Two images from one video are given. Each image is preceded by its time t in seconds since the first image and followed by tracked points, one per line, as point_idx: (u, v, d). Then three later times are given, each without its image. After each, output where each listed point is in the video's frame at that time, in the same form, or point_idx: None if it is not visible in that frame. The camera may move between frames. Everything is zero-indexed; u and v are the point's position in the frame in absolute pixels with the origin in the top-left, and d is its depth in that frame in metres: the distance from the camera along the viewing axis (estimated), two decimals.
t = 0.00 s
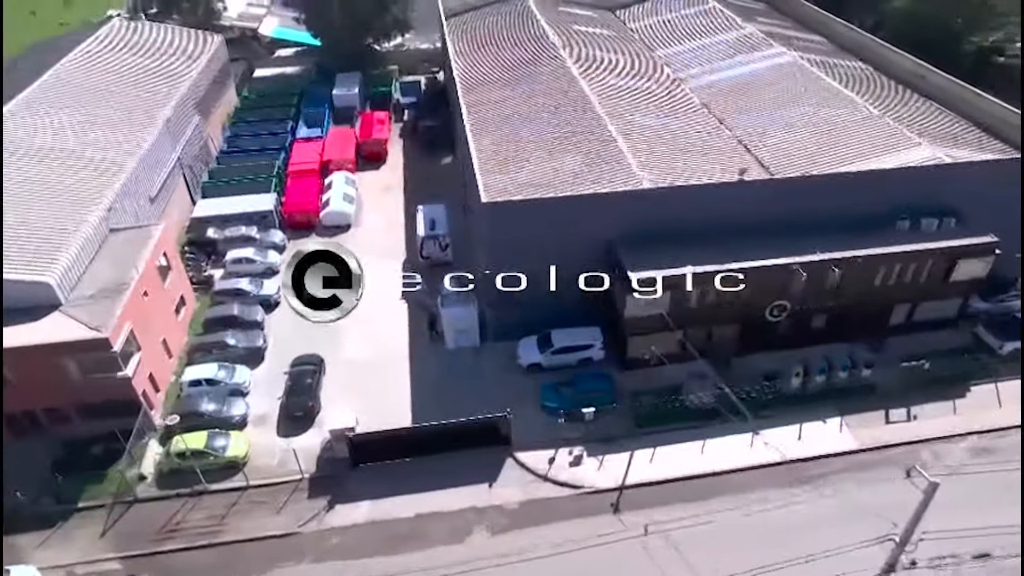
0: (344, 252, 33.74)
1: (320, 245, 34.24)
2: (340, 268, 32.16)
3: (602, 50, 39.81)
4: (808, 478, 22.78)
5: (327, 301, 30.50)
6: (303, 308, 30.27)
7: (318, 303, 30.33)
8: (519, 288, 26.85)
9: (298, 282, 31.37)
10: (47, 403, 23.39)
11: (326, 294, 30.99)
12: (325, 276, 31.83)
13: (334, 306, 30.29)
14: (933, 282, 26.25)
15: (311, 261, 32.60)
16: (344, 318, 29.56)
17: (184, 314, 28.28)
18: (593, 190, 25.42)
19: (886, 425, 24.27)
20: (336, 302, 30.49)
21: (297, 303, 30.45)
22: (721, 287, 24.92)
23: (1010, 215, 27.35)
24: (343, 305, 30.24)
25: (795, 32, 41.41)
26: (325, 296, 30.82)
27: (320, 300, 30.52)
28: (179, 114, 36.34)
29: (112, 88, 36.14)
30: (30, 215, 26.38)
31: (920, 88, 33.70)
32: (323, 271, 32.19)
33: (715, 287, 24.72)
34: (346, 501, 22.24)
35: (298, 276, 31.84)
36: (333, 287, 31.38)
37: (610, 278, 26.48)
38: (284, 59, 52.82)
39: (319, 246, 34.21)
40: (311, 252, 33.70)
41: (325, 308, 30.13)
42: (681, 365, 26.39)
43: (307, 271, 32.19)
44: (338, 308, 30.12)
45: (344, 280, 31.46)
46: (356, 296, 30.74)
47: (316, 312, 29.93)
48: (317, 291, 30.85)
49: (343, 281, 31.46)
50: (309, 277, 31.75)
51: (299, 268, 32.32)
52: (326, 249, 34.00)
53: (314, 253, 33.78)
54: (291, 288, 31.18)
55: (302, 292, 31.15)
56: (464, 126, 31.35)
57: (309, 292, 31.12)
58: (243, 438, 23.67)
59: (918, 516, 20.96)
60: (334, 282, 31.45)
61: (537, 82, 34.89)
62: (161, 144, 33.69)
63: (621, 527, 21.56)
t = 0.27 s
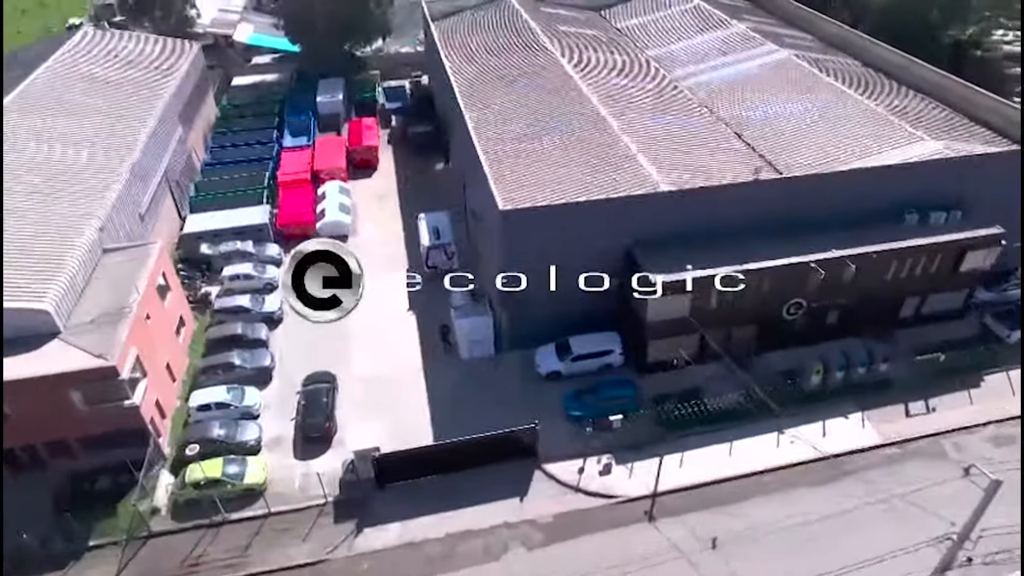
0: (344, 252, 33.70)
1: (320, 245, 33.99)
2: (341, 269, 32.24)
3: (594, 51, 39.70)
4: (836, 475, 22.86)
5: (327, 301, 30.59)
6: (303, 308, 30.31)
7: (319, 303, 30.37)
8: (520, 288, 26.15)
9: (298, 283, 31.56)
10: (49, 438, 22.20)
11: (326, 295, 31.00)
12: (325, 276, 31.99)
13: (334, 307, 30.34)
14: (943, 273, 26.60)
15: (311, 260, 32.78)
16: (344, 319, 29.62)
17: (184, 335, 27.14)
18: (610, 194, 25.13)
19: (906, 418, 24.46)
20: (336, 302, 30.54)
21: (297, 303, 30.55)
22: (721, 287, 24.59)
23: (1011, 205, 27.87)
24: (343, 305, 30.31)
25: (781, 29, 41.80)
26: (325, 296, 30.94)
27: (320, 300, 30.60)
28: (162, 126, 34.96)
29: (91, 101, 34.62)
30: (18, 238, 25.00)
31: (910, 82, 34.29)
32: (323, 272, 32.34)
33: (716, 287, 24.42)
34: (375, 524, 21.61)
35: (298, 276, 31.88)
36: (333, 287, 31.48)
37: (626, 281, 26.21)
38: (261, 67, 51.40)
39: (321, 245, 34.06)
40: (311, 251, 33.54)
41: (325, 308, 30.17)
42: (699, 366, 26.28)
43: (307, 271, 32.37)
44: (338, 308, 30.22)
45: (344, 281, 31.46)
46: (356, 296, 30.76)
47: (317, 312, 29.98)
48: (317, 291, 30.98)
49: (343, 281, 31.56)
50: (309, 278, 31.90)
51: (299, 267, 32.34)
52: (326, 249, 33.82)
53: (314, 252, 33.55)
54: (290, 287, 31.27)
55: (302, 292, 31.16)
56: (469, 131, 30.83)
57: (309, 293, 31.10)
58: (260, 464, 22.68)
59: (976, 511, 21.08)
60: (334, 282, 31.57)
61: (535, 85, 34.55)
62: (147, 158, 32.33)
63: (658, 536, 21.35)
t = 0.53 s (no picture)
0: (344, 251, 32.52)
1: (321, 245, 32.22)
2: (341, 267, 30.10)
3: (585, 52, 39.39)
4: (864, 472, 22.90)
5: (327, 302, 29.56)
6: (304, 308, 29.81)
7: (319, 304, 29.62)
8: (521, 289, 25.79)
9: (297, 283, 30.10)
10: (53, 476, 20.94)
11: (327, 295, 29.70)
12: (326, 275, 29.53)
13: (334, 306, 29.84)
14: (951, 265, 26.94)
15: (311, 260, 29.82)
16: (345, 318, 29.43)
17: (185, 358, 25.96)
18: (628, 198, 24.80)
19: (926, 411, 24.66)
20: (336, 302, 29.97)
21: (297, 303, 29.79)
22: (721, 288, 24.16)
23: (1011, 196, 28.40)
24: (343, 305, 29.85)
25: (766, 26, 42.07)
26: (325, 295, 29.53)
27: (320, 302, 29.48)
28: (145, 139, 33.49)
29: (69, 116, 33.04)
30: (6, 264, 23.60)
31: (900, 77, 34.72)
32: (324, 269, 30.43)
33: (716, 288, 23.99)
34: (407, 547, 20.93)
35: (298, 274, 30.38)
36: (334, 287, 29.85)
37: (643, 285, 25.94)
38: (238, 75, 49.84)
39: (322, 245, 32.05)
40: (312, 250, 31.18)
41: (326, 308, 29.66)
42: (717, 368, 26.15)
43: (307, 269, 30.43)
44: (338, 308, 29.81)
45: (345, 281, 30.14)
46: (356, 296, 30.41)
47: (317, 312, 29.62)
48: (317, 291, 29.25)
49: (344, 281, 30.23)
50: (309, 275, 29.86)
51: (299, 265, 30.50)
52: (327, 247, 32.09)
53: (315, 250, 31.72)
54: (289, 286, 30.58)
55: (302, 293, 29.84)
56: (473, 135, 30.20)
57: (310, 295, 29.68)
58: (280, 490, 21.88)
59: None
60: (334, 281, 29.72)
61: (532, 89, 34.06)
62: (133, 174, 30.95)
63: (696, 544, 21.11)
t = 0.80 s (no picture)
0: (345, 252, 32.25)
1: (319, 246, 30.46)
2: (341, 266, 29.56)
3: (575, 53, 39.06)
4: (892, 468, 22.97)
5: (326, 301, 29.28)
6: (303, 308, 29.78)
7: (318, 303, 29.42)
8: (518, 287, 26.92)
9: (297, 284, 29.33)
10: (61, 517, 19.73)
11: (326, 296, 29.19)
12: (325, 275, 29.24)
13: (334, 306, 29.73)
14: (958, 257, 27.30)
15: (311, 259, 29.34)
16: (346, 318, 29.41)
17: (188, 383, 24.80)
18: (648, 202, 24.47)
19: (944, 404, 24.87)
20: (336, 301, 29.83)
21: (297, 302, 29.73)
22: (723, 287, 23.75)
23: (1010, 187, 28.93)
24: (343, 304, 29.78)
25: (751, 24, 42.31)
26: (325, 295, 29.18)
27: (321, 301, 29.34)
28: (129, 155, 32.06)
29: (45, 133, 31.46)
30: None
31: (888, 72, 35.14)
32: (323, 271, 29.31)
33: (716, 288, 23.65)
34: (441, 571, 20.25)
35: (298, 273, 29.21)
36: (333, 287, 29.48)
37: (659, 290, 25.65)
38: (215, 84, 48.35)
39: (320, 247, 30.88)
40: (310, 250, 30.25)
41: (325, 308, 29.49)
42: (736, 370, 26.01)
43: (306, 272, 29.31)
44: (338, 308, 29.71)
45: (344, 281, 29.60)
46: (356, 296, 30.29)
47: (316, 312, 29.55)
48: (317, 291, 28.95)
49: (344, 281, 29.63)
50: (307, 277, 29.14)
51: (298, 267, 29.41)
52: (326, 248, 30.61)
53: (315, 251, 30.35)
54: (289, 286, 30.06)
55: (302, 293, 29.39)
56: (478, 141, 29.57)
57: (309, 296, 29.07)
58: (304, 519, 21.00)
59: None
60: (334, 281, 29.32)
61: (530, 93, 33.57)
62: (119, 192, 29.55)
63: (733, 551, 20.87)
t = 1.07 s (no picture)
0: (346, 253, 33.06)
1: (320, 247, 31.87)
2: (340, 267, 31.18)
3: (566, 56, 38.67)
4: (918, 464, 23.04)
5: (326, 301, 30.38)
6: (304, 308, 30.01)
7: (319, 304, 30.04)
8: (519, 287, 27.48)
9: (298, 283, 30.47)
10: (73, 563, 18.53)
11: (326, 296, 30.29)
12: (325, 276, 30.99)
13: (334, 306, 30.08)
14: (963, 250, 27.65)
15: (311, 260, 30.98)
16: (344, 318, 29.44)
17: (193, 410, 23.62)
18: (668, 206, 24.10)
19: (960, 397, 25.07)
20: (337, 301, 30.29)
21: (297, 303, 30.10)
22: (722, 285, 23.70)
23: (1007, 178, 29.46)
24: (343, 305, 29.99)
25: (736, 23, 42.51)
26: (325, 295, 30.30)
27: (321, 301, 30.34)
28: (111, 172, 30.56)
29: (22, 153, 29.82)
30: None
31: (877, 68, 35.57)
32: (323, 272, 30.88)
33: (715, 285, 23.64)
34: None
35: (298, 273, 30.72)
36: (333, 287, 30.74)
37: (676, 294, 25.37)
38: (191, 95, 46.66)
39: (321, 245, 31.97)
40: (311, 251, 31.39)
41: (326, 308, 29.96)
42: (754, 373, 25.91)
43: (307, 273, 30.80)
44: (338, 308, 29.93)
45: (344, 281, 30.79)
46: (356, 296, 30.48)
47: (316, 312, 29.82)
48: (317, 291, 30.46)
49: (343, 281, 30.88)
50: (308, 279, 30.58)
51: (299, 268, 30.77)
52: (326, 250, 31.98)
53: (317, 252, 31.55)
54: (290, 285, 30.49)
55: (303, 293, 30.37)
56: (483, 146, 28.91)
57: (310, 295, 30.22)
58: (332, 549, 20.11)
59: None
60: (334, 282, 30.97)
61: (529, 98, 33.01)
62: (105, 212, 28.11)
63: (772, 558, 20.65)
